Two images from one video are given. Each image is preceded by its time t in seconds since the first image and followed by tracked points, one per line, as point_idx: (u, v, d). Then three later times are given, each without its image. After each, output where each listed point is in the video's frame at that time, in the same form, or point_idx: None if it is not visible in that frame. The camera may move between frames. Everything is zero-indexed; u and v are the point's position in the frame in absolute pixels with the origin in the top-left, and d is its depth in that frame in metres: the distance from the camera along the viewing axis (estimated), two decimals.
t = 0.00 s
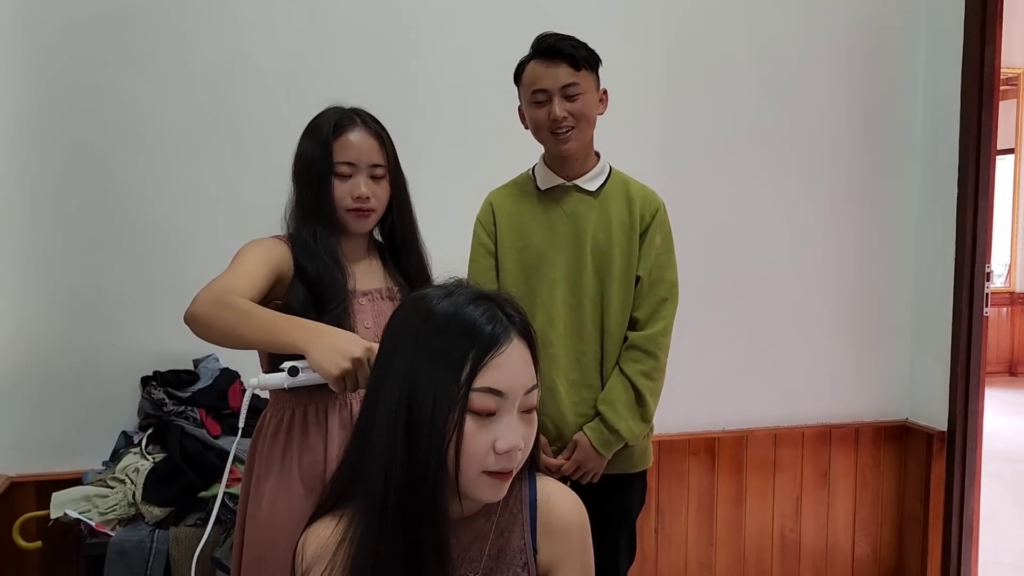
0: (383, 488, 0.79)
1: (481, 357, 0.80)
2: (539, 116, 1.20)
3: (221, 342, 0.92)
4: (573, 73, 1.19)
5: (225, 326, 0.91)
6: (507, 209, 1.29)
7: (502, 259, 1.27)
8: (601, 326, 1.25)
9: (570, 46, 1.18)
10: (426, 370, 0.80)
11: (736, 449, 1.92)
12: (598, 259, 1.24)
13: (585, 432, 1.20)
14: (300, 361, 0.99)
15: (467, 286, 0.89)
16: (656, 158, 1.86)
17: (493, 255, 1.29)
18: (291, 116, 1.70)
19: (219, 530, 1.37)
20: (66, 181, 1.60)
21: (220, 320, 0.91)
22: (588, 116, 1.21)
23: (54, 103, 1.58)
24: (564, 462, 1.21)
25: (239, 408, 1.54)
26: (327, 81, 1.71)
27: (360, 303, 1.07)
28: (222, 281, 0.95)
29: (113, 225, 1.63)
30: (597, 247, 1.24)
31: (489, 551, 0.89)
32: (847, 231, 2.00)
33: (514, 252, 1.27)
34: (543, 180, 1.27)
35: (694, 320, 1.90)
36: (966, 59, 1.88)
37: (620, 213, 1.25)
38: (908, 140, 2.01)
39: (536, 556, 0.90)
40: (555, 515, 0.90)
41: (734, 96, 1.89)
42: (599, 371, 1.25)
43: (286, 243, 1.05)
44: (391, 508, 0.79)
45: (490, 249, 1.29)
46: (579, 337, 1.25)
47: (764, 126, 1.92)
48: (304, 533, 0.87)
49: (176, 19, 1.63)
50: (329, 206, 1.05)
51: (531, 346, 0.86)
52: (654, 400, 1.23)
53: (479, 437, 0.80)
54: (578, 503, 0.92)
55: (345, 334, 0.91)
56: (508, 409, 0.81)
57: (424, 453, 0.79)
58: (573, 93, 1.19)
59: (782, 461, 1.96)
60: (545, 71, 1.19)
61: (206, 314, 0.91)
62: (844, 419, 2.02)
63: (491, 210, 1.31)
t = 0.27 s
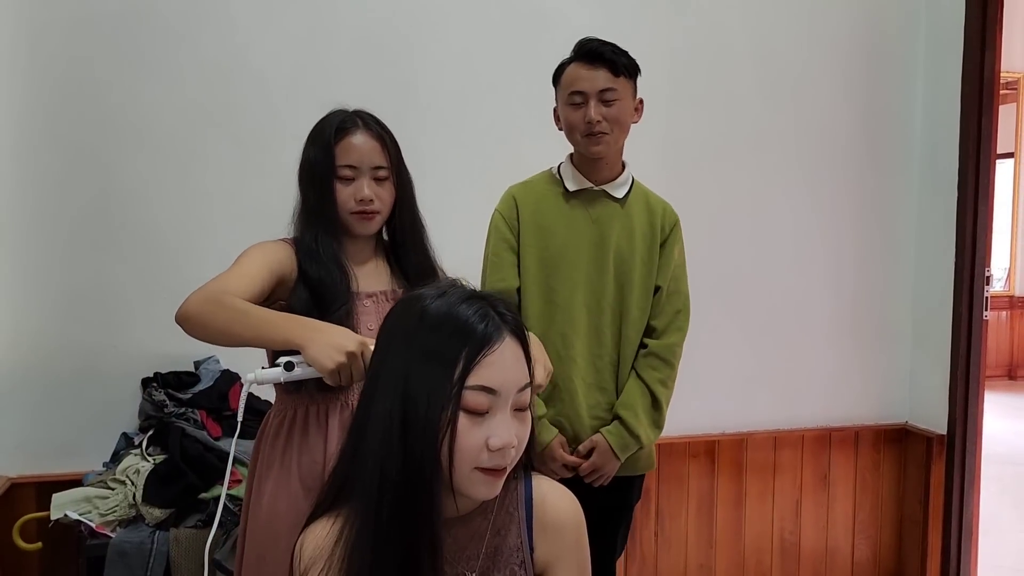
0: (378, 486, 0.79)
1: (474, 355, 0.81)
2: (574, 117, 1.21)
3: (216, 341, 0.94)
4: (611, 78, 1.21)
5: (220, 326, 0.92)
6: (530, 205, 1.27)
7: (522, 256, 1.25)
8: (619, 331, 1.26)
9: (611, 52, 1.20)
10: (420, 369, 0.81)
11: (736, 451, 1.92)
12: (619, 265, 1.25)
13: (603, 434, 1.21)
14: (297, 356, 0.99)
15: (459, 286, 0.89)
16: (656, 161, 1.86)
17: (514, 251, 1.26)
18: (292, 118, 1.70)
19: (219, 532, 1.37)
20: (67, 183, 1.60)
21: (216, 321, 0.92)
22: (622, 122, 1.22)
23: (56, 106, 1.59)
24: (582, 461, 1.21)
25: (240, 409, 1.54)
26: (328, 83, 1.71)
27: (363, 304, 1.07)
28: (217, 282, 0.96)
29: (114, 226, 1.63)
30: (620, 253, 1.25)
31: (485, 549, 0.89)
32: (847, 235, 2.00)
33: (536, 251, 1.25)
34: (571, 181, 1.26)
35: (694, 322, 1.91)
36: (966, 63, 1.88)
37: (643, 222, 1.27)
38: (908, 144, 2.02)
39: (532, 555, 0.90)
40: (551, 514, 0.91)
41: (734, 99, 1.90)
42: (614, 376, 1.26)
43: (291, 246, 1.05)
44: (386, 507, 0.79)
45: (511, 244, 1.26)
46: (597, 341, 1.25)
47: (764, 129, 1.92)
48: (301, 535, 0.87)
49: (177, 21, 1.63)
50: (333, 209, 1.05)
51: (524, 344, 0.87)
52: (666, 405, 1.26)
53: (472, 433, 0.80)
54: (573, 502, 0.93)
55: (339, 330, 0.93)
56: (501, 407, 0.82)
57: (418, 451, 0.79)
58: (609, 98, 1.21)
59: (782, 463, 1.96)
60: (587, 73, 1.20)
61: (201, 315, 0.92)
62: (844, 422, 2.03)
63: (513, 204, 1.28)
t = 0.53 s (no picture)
0: (377, 483, 0.80)
1: (471, 351, 0.81)
2: (597, 117, 1.22)
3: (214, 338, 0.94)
4: (636, 82, 1.22)
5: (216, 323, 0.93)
6: (547, 205, 1.25)
7: (542, 257, 1.24)
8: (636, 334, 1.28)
9: (637, 57, 1.22)
10: (417, 366, 0.81)
11: (736, 453, 1.92)
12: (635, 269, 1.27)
13: (627, 439, 1.24)
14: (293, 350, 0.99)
15: (456, 284, 0.89)
16: (658, 163, 1.86)
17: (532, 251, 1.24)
18: (293, 119, 1.70)
19: (220, 532, 1.37)
20: (69, 183, 1.60)
21: (213, 317, 0.93)
22: (642, 127, 1.24)
23: (57, 105, 1.59)
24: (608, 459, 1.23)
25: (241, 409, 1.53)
26: (330, 84, 1.71)
27: (367, 305, 1.06)
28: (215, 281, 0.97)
29: (116, 226, 1.63)
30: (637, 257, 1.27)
31: (484, 548, 0.89)
32: (848, 237, 2.00)
33: (554, 252, 1.24)
34: (590, 182, 1.26)
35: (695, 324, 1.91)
36: (967, 66, 1.89)
37: (655, 226, 1.29)
38: (909, 147, 2.02)
39: (531, 553, 0.90)
40: (550, 513, 0.91)
41: (735, 102, 1.90)
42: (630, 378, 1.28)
43: (297, 245, 1.06)
44: (384, 505, 0.80)
45: (530, 243, 1.24)
46: (615, 345, 1.26)
47: (765, 131, 1.92)
48: (301, 535, 0.88)
49: (179, 22, 1.63)
50: (340, 207, 1.05)
51: (521, 340, 0.87)
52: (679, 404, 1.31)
53: (469, 427, 0.80)
54: (571, 500, 0.93)
55: (335, 324, 0.94)
56: (498, 402, 0.82)
57: (416, 447, 0.80)
58: (633, 101, 1.22)
59: (782, 465, 1.96)
60: (612, 75, 1.22)
61: (199, 312, 0.93)
62: (844, 424, 2.03)
63: (530, 203, 1.26)
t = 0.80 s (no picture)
0: (377, 480, 0.81)
1: (470, 346, 0.82)
2: (597, 117, 1.23)
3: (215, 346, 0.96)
4: (635, 82, 1.23)
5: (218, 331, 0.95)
6: (544, 205, 1.26)
7: (538, 257, 1.24)
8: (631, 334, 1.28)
9: (637, 57, 1.22)
10: (415, 363, 0.82)
11: (738, 453, 1.93)
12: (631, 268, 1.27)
13: (619, 437, 1.24)
14: (293, 360, 0.99)
15: (455, 281, 0.90)
16: (660, 163, 1.87)
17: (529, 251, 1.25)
18: (297, 119, 1.70)
19: (224, 529, 1.38)
20: (73, 182, 1.61)
21: (214, 324, 0.95)
22: (641, 127, 1.24)
23: (62, 105, 1.59)
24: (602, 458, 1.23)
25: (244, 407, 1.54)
26: (333, 83, 1.71)
27: (368, 304, 1.06)
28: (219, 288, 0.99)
29: (120, 225, 1.64)
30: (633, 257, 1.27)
31: (486, 545, 0.89)
32: (851, 237, 2.00)
33: (551, 252, 1.25)
34: (586, 184, 1.27)
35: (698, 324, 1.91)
36: (970, 67, 1.88)
37: (653, 226, 1.29)
38: (912, 148, 2.02)
39: (533, 550, 0.91)
40: (552, 511, 0.91)
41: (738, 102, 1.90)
42: (625, 378, 1.28)
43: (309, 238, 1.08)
44: (386, 501, 0.81)
45: (527, 243, 1.25)
46: (609, 345, 1.27)
47: (768, 131, 1.92)
48: (303, 534, 0.88)
49: (183, 22, 1.64)
50: (351, 199, 1.06)
51: (520, 335, 0.87)
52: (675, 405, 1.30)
53: (471, 420, 0.81)
54: (573, 498, 0.93)
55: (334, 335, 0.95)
56: (499, 396, 0.82)
57: (416, 444, 0.80)
58: (632, 101, 1.22)
59: (784, 465, 1.97)
60: (611, 74, 1.22)
61: (201, 320, 0.96)
62: (846, 425, 2.03)
63: (527, 203, 1.27)
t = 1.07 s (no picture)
0: (380, 481, 0.81)
1: (469, 344, 0.82)
2: (569, 114, 1.23)
3: (205, 357, 0.96)
4: (607, 77, 1.23)
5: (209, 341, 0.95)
6: (519, 208, 1.28)
7: (514, 258, 1.26)
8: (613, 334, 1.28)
9: (608, 52, 1.23)
10: (415, 362, 0.82)
11: (741, 453, 1.93)
12: (610, 267, 1.27)
13: (602, 439, 1.24)
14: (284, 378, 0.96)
15: (455, 279, 0.90)
16: (664, 163, 1.87)
17: (506, 253, 1.27)
18: (301, 118, 1.70)
19: (227, 529, 1.38)
20: (78, 181, 1.61)
21: (207, 335, 0.94)
22: (615, 122, 1.24)
23: (66, 104, 1.60)
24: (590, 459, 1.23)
25: (247, 408, 1.54)
26: (336, 82, 1.71)
27: (363, 304, 1.06)
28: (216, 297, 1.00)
29: (124, 224, 1.64)
30: (611, 256, 1.27)
31: (488, 543, 0.89)
32: (855, 238, 2.00)
33: (525, 253, 1.26)
34: (561, 184, 1.28)
35: (701, 325, 1.91)
36: (975, 68, 1.88)
37: (634, 225, 1.29)
38: (916, 148, 2.02)
39: (536, 549, 0.91)
40: (553, 509, 0.91)
41: (743, 103, 1.90)
42: (609, 378, 1.29)
43: (323, 226, 1.09)
44: (387, 500, 0.81)
45: (502, 246, 1.27)
46: (591, 345, 1.28)
47: (771, 131, 1.92)
48: (306, 534, 0.88)
49: (188, 22, 1.64)
50: (364, 193, 1.05)
51: (519, 333, 0.87)
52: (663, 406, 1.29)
53: (471, 419, 0.81)
54: (576, 497, 0.93)
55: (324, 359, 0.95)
56: (499, 393, 0.82)
57: (417, 444, 0.80)
58: (605, 96, 1.23)
59: (786, 466, 1.97)
60: (583, 70, 1.22)
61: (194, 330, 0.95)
62: (849, 425, 2.03)
63: (503, 206, 1.29)
